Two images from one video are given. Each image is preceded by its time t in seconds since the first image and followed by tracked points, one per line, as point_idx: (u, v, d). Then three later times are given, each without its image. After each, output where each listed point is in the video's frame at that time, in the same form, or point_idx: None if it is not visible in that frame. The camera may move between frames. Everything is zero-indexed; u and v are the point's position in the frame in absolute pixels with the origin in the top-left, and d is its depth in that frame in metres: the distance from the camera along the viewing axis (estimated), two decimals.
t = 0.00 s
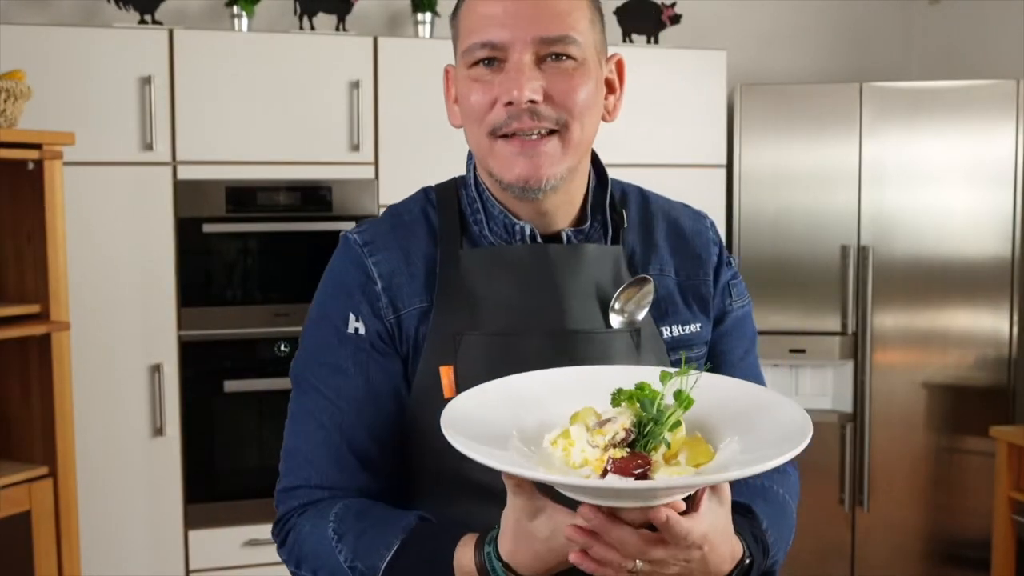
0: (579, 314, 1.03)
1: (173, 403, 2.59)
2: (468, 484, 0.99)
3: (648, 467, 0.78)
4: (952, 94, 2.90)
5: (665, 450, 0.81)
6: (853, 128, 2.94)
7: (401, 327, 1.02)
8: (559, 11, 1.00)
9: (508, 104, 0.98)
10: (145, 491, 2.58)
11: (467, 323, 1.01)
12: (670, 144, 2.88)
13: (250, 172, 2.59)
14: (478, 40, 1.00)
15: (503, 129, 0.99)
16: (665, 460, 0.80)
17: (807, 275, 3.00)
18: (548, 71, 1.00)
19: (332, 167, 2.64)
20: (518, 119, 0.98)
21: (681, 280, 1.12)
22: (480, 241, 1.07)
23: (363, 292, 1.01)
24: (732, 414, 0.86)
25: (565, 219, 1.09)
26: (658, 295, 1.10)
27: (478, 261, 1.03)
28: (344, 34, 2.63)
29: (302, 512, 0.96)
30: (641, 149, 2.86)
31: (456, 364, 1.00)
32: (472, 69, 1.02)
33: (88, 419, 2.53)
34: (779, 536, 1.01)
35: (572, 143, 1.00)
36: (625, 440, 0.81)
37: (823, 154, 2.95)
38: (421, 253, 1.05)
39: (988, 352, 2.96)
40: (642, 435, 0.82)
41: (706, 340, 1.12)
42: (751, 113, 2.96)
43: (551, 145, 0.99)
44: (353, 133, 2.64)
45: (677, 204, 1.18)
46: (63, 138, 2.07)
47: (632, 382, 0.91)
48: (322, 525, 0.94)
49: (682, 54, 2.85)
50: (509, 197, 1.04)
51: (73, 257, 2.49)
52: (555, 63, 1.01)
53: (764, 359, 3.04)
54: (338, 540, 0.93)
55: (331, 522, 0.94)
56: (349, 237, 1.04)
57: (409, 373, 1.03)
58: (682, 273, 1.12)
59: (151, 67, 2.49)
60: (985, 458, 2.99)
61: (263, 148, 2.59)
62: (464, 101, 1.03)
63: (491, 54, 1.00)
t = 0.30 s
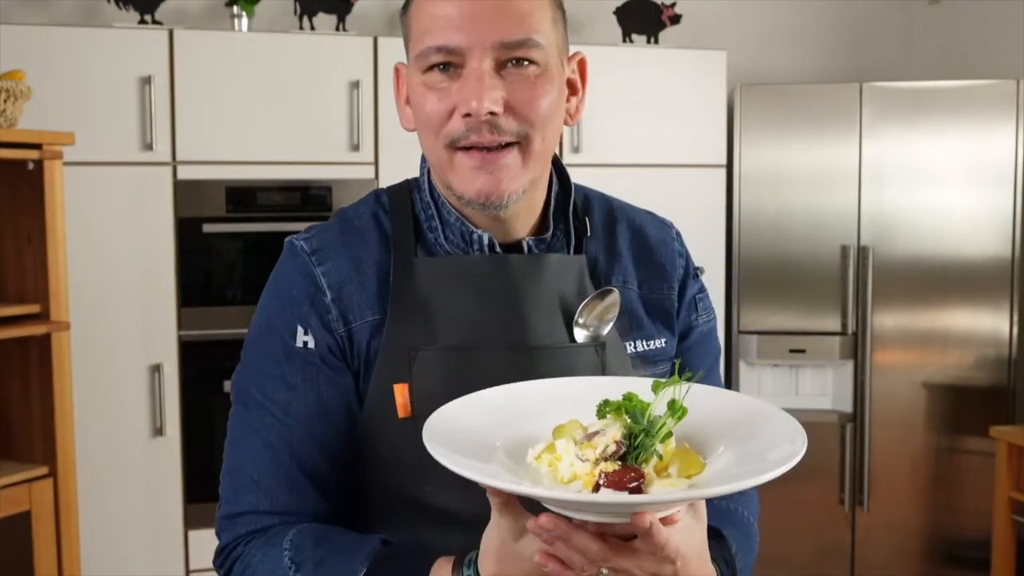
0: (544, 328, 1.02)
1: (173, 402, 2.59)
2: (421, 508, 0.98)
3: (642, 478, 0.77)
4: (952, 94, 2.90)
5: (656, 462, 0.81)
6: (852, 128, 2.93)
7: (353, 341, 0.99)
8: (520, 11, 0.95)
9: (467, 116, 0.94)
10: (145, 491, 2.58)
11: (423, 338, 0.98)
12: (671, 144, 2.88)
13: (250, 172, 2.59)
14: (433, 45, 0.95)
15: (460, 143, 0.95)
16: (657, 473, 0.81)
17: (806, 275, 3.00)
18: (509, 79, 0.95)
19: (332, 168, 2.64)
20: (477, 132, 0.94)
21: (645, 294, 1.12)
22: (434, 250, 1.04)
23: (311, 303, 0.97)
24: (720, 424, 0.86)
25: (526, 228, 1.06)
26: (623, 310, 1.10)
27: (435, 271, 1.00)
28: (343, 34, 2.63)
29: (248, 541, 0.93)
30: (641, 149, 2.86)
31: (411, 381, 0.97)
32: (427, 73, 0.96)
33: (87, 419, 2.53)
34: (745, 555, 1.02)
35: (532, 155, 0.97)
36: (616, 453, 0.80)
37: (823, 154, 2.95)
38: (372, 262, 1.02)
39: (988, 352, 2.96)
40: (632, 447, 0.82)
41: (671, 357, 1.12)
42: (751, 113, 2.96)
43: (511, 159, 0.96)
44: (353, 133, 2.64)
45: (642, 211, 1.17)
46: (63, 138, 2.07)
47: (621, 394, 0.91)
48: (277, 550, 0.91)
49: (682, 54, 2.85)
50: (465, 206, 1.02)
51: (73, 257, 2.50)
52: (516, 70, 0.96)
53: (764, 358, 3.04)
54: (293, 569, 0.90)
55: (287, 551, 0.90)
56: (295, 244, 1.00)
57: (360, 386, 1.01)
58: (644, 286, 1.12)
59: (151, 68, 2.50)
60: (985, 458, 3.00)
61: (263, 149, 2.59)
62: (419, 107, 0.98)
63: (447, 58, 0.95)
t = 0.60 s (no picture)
0: (513, 338, 0.99)
1: (173, 402, 2.59)
2: (391, 529, 0.95)
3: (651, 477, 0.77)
4: (952, 94, 2.90)
5: (661, 458, 0.81)
6: (853, 128, 2.93)
7: (312, 353, 0.96)
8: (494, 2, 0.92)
9: (440, 111, 0.91)
10: (145, 491, 2.58)
11: (389, 351, 0.95)
12: (671, 144, 2.88)
13: (250, 172, 2.60)
14: (402, 38, 0.92)
15: (432, 139, 0.92)
16: (663, 469, 0.80)
17: (806, 275, 3.00)
18: (482, 74, 0.93)
19: (331, 168, 2.64)
20: (450, 128, 0.91)
21: (615, 294, 1.12)
22: (397, 254, 1.01)
23: (267, 315, 0.94)
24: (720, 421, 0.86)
25: (495, 229, 1.04)
26: (594, 310, 1.09)
27: (399, 280, 0.96)
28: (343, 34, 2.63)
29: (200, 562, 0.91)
30: (642, 149, 2.86)
31: (378, 399, 0.94)
32: (396, 66, 0.94)
33: (87, 419, 2.53)
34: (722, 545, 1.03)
35: (506, 153, 0.94)
36: (620, 451, 0.80)
37: (823, 154, 2.95)
38: (331, 269, 0.98)
39: (988, 352, 2.96)
40: (637, 445, 0.81)
41: (643, 357, 1.12)
42: (751, 113, 2.96)
43: (485, 156, 0.93)
44: (353, 133, 2.64)
45: (611, 208, 1.17)
46: (63, 138, 2.07)
47: (623, 387, 0.91)
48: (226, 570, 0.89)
49: (683, 54, 2.85)
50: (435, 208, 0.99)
51: (73, 257, 2.50)
52: (489, 64, 0.93)
53: (764, 358, 3.03)
54: None
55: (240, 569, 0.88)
56: (248, 250, 0.96)
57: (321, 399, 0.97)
58: (613, 285, 1.12)
59: (151, 68, 2.50)
60: (985, 458, 2.99)
61: (263, 149, 2.59)
62: (387, 103, 0.95)
63: (417, 50, 0.92)
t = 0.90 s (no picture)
0: (511, 344, 0.99)
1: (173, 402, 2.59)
2: (387, 544, 0.94)
3: (708, 469, 0.77)
4: (953, 94, 2.89)
5: (719, 454, 0.81)
6: (853, 128, 2.93)
7: (302, 365, 0.93)
8: (483, 6, 0.89)
9: (429, 122, 0.89)
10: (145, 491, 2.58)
11: (385, 362, 0.93)
12: (671, 144, 2.88)
13: (250, 172, 2.60)
14: (389, 43, 0.89)
15: (421, 151, 0.90)
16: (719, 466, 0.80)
17: (806, 275, 3.00)
18: (471, 82, 0.91)
19: (331, 168, 2.64)
20: (440, 139, 0.89)
21: (610, 296, 1.12)
22: (388, 261, 0.99)
23: (255, 328, 0.91)
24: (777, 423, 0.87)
25: (489, 232, 1.03)
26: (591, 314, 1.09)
27: (394, 289, 0.95)
28: (344, 34, 2.63)
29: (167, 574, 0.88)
30: (642, 149, 2.86)
31: (374, 412, 0.93)
32: (382, 70, 0.92)
33: (87, 419, 2.53)
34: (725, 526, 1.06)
35: (495, 164, 0.92)
36: (677, 444, 0.80)
37: (823, 154, 2.95)
38: (320, 278, 0.96)
39: (988, 352, 2.96)
40: (694, 439, 0.81)
41: (638, 360, 1.13)
42: (751, 113, 2.96)
43: (475, 168, 0.91)
44: (353, 134, 2.64)
45: (601, 210, 1.17)
46: (63, 138, 2.07)
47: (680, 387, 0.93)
48: None
49: (683, 54, 2.85)
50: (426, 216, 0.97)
51: (73, 258, 2.50)
52: (478, 71, 0.91)
53: (764, 358, 3.03)
54: None
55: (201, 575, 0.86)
56: (233, 258, 0.93)
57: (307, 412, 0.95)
58: (609, 288, 1.12)
59: (152, 68, 2.50)
60: (985, 458, 2.99)
61: (263, 149, 2.59)
62: (374, 110, 0.93)
63: (402, 56, 0.90)
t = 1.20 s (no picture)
0: (522, 342, 0.99)
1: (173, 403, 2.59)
2: (406, 547, 0.95)
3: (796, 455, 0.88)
4: (953, 94, 2.89)
5: (800, 439, 0.92)
6: (853, 128, 2.93)
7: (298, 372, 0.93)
8: (483, 22, 0.87)
9: (426, 144, 0.89)
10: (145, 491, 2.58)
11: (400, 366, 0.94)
12: (671, 144, 2.88)
13: (250, 172, 2.60)
14: (385, 59, 0.88)
15: (419, 171, 0.90)
16: (799, 450, 0.91)
17: (806, 275, 3.00)
18: (469, 100, 0.90)
19: (332, 168, 2.64)
20: (437, 161, 0.89)
21: (614, 291, 1.12)
22: (391, 262, 1.00)
23: (241, 330, 0.91)
24: (847, 409, 0.97)
25: (491, 232, 1.04)
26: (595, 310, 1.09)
27: (401, 292, 0.95)
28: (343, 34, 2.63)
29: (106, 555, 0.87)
30: (642, 149, 2.86)
31: (393, 416, 0.94)
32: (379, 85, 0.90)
33: (87, 419, 2.53)
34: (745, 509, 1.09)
35: (492, 182, 0.93)
36: (766, 432, 0.91)
37: (823, 154, 2.95)
38: (320, 284, 0.96)
39: (988, 352, 2.96)
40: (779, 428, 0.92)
41: (642, 354, 1.13)
42: (751, 113, 2.95)
43: (472, 187, 0.92)
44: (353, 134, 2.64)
45: (597, 206, 1.17)
46: (63, 138, 2.07)
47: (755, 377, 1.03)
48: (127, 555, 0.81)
49: (682, 54, 2.85)
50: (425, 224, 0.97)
51: (73, 257, 2.50)
52: (475, 89, 0.91)
53: (764, 358, 3.03)
54: None
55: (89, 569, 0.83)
56: (232, 263, 0.94)
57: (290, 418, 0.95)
58: (612, 283, 1.12)
59: (152, 68, 2.50)
60: (986, 458, 2.99)
61: (263, 149, 2.59)
62: (373, 124, 0.92)
63: (400, 73, 0.89)
